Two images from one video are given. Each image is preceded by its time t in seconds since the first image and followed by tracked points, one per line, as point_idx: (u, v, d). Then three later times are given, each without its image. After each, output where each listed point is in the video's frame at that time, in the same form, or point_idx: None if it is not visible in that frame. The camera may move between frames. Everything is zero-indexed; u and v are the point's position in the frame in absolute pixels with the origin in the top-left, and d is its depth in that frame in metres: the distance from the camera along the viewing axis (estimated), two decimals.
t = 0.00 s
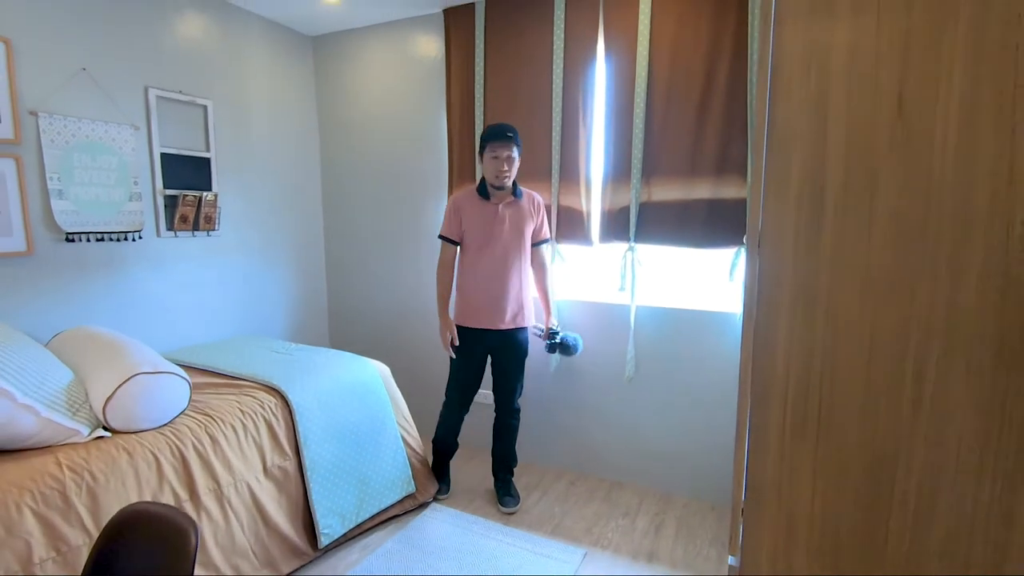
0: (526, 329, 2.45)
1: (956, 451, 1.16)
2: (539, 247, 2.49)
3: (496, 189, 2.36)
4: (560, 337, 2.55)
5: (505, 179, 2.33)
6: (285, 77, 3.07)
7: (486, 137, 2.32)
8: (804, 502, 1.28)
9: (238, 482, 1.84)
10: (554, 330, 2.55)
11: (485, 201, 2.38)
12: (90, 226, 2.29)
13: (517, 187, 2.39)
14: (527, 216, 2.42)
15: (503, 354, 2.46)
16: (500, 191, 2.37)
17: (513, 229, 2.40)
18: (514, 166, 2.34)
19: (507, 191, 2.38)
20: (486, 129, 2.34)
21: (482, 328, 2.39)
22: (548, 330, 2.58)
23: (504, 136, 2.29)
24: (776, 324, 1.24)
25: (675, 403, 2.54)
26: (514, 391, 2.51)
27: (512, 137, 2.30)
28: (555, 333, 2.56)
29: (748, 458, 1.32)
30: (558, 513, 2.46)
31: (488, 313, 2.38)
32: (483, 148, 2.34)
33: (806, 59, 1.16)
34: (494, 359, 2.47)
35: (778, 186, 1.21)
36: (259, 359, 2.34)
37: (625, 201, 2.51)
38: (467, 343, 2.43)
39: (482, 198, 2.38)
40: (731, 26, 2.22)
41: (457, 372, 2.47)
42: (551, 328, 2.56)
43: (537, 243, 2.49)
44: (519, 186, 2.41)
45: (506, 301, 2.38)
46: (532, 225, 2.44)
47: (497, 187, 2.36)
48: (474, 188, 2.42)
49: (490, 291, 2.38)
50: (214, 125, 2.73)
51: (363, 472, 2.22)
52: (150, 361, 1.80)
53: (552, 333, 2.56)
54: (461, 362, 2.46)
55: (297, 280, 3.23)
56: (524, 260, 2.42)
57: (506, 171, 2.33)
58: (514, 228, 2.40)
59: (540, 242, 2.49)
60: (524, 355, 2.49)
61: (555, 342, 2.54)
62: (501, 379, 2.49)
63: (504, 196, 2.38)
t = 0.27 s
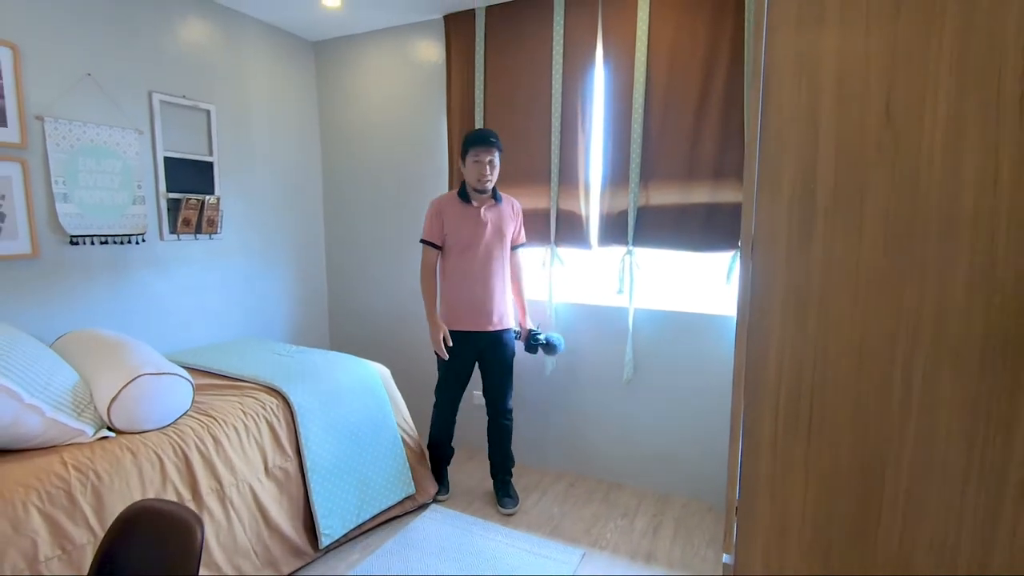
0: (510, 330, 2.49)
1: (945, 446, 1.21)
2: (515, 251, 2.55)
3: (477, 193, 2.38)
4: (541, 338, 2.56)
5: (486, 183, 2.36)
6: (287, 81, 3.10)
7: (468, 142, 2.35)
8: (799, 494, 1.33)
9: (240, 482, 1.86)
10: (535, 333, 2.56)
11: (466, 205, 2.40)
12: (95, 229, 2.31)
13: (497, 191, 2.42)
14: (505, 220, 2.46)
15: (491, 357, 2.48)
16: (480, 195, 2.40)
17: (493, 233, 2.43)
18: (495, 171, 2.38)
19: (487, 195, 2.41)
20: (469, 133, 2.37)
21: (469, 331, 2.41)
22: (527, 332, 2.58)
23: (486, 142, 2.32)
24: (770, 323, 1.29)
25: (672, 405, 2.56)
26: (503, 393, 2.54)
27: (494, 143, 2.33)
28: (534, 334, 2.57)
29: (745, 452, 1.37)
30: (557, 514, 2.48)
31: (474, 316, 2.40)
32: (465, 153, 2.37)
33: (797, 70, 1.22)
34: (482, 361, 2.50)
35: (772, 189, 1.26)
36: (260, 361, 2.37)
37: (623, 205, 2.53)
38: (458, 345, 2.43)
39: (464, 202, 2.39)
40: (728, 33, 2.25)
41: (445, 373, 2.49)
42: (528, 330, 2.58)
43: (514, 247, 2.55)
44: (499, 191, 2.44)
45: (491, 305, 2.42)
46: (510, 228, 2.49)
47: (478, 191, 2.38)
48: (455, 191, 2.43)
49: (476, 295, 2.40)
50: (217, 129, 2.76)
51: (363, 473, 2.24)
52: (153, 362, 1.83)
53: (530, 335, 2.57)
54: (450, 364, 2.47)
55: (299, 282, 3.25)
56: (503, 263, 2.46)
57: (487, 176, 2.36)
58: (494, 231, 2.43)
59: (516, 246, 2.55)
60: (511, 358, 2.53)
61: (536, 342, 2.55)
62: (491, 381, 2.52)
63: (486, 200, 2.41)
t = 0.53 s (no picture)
0: (495, 329, 2.52)
1: (943, 452, 1.16)
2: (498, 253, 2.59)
3: (461, 196, 2.43)
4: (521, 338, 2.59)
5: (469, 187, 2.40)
6: (293, 84, 3.14)
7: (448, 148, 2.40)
8: (789, 497, 1.30)
9: (246, 478, 1.90)
10: (515, 333, 2.59)
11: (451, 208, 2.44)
12: (104, 229, 2.36)
13: (482, 194, 2.47)
14: (490, 222, 2.51)
15: (479, 357, 2.51)
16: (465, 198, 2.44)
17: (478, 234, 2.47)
18: (477, 173, 2.42)
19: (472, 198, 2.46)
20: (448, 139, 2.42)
21: (457, 330, 2.44)
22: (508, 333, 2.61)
23: (465, 146, 2.37)
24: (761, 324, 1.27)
25: (672, 404, 2.59)
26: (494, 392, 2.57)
27: (472, 147, 2.37)
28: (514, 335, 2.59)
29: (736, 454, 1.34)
30: (558, 511, 2.51)
31: (461, 316, 2.43)
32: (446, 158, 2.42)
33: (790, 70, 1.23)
34: (471, 362, 2.53)
35: (764, 189, 1.23)
36: (266, 360, 2.41)
37: (624, 206, 2.57)
38: (443, 345, 2.47)
39: (448, 205, 2.44)
40: (727, 37, 2.28)
41: (432, 372, 2.53)
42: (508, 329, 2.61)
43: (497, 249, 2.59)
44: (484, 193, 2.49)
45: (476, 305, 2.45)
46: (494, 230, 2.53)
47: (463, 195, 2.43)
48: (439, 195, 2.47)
49: (462, 295, 2.43)
50: (224, 131, 2.80)
51: (367, 470, 2.28)
52: (162, 360, 1.86)
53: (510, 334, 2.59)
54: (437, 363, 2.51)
55: (304, 282, 3.30)
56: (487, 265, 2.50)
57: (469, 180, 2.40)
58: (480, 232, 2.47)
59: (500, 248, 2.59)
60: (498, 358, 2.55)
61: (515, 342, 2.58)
62: (478, 380, 2.55)
63: (470, 204, 2.45)
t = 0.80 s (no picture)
0: (482, 324, 2.58)
1: (925, 449, 1.20)
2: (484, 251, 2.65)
3: (450, 195, 2.48)
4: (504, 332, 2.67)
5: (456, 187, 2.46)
6: (295, 84, 3.18)
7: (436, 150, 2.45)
8: (778, 489, 1.34)
9: (250, 470, 1.94)
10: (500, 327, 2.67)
11: (442, 207, 2.48)
12: (110, 227, 2.40)
13: (469, 194, 2.54)
14: (478, 220, 2.57)
15: (468, 352, 2.56)
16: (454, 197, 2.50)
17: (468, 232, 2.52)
18: (465, 173, 2.47)
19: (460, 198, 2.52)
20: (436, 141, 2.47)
21: (449, 326, 2.48)
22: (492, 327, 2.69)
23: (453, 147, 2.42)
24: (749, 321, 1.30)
25: (670, 400, 2.62)
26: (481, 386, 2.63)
27: (460, 148, 2.42)
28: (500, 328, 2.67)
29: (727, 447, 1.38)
30: (556, 505, 2.54)
31: (449, 311, 2.47)
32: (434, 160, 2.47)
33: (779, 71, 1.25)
34: (460, 358, 2.58)
35: (753, 189, 1.27)
36: (269, 356, 2.45)
37: (622, 204, 2.60)
38: (434, 342, 2.51)
39: (439, 204, 2.48)
40: (723, 37, 2.32)
41: (423, 369, 2.56)
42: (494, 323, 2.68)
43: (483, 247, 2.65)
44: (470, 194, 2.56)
45: (466, 302, 2.50)
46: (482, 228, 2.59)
47: (452, 195, 2.48)
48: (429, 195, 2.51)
49: (451, 291, 2.47)
50: (228, 130, 2.84)
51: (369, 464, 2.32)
52: (167, 355, 1.91)
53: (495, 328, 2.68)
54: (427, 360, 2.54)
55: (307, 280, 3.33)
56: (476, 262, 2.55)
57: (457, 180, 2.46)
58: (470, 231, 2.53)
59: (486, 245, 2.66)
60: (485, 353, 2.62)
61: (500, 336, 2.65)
62: (468, 374, 2.61)
63: (458, 203, 2.51)
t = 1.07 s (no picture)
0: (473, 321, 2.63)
1: (902, 444, 1.19)
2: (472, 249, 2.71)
3: (441, 195, 2.52)
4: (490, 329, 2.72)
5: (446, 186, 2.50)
6: (293, 83, 3.21)
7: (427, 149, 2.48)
8: (761, 485, 1.33)
9: (249, 464, 1.97)
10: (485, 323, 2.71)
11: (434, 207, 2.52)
12: (109, 225, 2.43)
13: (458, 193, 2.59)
14: (467, 219, 2.62)
15: (461, 347, 2.61)
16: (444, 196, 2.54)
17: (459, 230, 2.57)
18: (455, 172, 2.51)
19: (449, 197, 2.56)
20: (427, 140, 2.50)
21: (442, 322, 2.53)
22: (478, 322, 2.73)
23: (443, 146, 2.45)
24: (733, 317, 1.30)
25: (662, 396, 2.66)
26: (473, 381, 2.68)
27: (450, 147, 2.45)
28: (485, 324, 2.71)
29: (711, 445, 1.37)
30: (551, 499, 2.58)
31: (441, 307, 2.52)
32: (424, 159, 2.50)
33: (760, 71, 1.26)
34: (452, 354, 2.63)
35: (737, 186, 1.26)
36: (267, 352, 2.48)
37: (615, 203, 2.63)
38: (428, 338, 2.55)
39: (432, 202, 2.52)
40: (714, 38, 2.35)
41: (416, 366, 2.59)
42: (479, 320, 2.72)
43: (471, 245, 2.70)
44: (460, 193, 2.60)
45: (458, 299, 2.55)
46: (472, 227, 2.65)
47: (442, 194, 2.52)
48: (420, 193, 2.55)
49: (442, 286, 2.51)
50: (226, 129, 2.87)
51: (366, 458, 2.36)
52: (166, 351, 1.94)
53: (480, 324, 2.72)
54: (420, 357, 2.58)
55: (304, 278, 3.36)
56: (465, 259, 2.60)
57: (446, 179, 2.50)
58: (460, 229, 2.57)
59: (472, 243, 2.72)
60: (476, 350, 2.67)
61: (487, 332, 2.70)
62: (460, 370, 2.65)
63: (449, 202, 2.56)
